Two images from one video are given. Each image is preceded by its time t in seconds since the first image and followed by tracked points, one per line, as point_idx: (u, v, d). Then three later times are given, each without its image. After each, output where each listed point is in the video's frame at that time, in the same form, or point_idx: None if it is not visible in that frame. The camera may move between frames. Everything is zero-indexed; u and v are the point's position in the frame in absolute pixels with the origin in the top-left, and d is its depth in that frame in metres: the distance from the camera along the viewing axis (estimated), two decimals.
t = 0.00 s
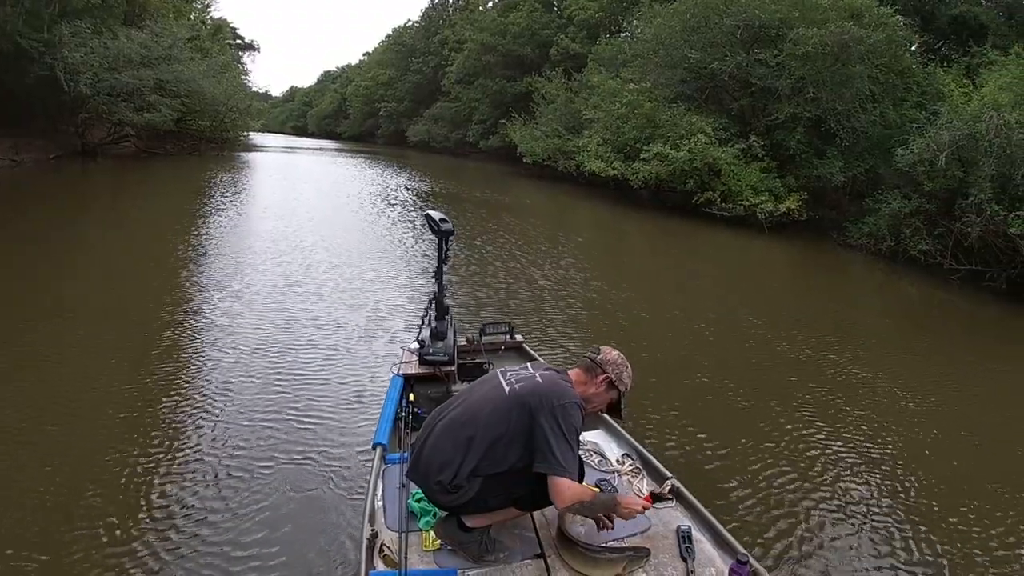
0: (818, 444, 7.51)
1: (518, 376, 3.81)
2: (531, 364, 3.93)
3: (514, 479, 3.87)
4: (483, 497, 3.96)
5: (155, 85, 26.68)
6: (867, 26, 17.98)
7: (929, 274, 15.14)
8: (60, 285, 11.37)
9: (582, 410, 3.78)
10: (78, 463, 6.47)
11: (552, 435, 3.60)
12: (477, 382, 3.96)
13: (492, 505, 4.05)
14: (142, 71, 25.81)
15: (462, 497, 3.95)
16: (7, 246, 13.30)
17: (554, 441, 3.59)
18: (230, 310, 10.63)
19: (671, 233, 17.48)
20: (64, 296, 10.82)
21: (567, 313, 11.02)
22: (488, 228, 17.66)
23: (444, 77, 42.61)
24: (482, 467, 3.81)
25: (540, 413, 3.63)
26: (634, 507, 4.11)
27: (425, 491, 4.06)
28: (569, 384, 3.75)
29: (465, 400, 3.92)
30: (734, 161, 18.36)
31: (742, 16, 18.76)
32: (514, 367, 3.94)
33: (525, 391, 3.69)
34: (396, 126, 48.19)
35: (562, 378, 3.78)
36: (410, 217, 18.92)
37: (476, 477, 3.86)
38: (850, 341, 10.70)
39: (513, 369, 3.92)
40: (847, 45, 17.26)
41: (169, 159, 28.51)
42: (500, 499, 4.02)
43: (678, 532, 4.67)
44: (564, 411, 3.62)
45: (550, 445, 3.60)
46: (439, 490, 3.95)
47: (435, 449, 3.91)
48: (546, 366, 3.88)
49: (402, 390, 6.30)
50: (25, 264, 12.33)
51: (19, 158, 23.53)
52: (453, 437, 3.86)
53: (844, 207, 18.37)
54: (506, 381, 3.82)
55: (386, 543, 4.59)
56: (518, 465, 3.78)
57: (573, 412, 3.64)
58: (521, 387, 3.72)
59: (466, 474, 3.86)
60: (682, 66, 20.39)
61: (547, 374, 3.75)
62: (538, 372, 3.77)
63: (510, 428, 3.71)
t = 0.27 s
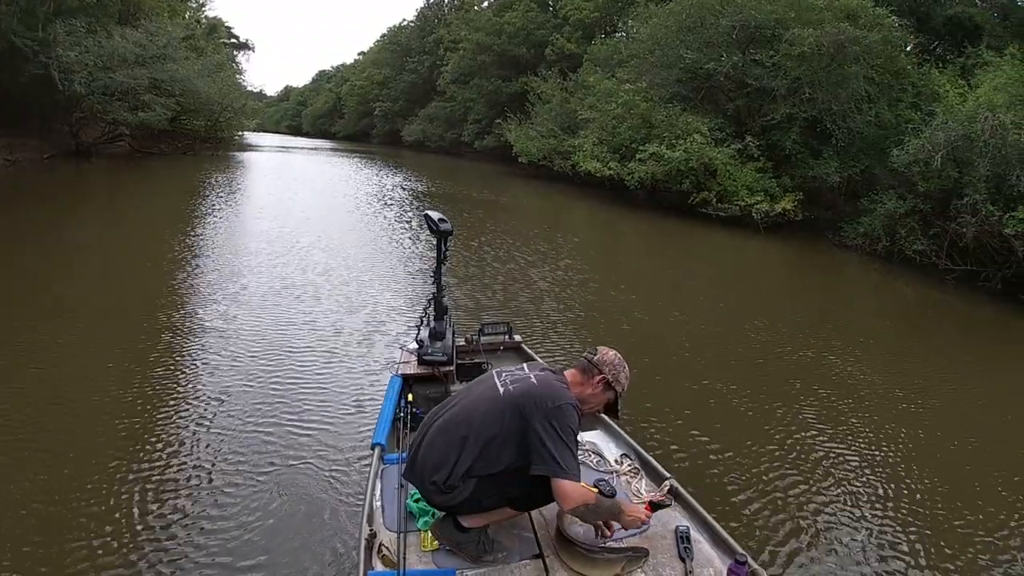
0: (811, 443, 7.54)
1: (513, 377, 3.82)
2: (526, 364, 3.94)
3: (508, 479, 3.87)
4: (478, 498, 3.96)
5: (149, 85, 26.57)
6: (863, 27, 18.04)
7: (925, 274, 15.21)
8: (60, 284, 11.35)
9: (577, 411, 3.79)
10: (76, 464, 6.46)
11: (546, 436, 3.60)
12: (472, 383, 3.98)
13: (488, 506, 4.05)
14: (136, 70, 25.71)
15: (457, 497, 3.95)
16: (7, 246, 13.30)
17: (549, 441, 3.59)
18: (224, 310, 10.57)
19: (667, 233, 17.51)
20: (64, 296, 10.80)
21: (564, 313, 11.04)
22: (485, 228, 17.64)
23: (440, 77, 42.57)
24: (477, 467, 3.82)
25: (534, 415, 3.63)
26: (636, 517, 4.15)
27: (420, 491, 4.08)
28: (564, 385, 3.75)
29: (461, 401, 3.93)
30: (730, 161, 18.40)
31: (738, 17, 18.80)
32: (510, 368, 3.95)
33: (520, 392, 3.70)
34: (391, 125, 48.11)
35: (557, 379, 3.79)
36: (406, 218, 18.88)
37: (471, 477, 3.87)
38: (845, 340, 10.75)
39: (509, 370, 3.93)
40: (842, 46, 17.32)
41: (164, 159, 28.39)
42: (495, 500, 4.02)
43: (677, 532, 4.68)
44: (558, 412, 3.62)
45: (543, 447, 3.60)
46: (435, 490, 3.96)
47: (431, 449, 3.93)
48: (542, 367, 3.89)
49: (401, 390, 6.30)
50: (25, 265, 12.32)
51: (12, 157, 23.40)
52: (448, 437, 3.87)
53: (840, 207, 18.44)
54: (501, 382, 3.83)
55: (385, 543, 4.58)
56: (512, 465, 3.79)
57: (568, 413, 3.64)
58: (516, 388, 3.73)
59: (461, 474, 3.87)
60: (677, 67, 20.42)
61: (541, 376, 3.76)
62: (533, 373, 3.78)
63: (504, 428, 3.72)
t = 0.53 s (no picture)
0: (807, 443, 7.57)
1: (510, 377, 3.82)
2: (524, 365, 3.94)
3: (505, 480, 3.87)
4: (475, 498, 3.96)
5: (145, 84, 26.49)
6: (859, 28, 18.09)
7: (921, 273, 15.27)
8: (60, 285, 11.34)
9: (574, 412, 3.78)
10: (75, 466, 6.44)
11: (542, 437, 3.60)
12: (469, 384, 3.98)
13: (485, 506, 4.05)
14: (132, 70, 25.62)
15: (454, 497, 3.95)
16: (6, 246, 13.29)
17: (545, 442, 3.59)
18: (220, 312, 10.53)
19: (664, 232, 17.54)
20: (64, 296, 10.78)
21: (562, 313, 11.06)
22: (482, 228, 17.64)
23: (436, 76, 42.54)
24: (473, 467, 3.82)
25: (531, 416, 3.63)
26: (636, 520, 4.15)
27: (418, 491, 4.09)
28: (561, 386, 3.75)
29: (458, 401, 3.93)
30: (726, 162, 18.45)
31: (735, 17, 18.83)
32: (507, 368, 3.95)
33: (516, 392, 3.70)
34: (388, 125, 48.05)
35: (555, 379, 3.78)
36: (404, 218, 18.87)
37: (467, 477, 3.86)
38: (842, 340, 10.78)
39: (506, 370, 3.93)
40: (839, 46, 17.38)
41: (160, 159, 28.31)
42: (492, 500, 4.02)
43: (676, 532, 4.68)
44: (555, 413, 3.62)
45: (540, 447, 3.60)
46: (432, 490, 3.97)
47: (429, 449, 3.94)
48: (539, 367, 3.88)
49: (400, 390, 6.30)
50: (25, 265, 12.31)
51: (7, 157, 23.32)
52: (445, 437, 3.88)
53: (836, 207, 18.50)
54: (498, 382, 3.83)
55: (384, 543, 4.58)
56: (509, 465, 3.78)
57: (565, 414, 3.63)
58: (512, 389, 3.72)
59: (458, 474, 3.87)
60: (674, 67, 20.46)
61: (538, 376, 3.75)
62: (530, 374, 3.77)
63: (500, 429, 3.72)
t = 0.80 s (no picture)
0: (806, 442, 7.60)
1: (509, 378, 3.81)
2: (523, 366, 3.94)
3: (504, 480, 3.86)
4: (474, 498, 3.96)
5: (141, 83, 26.40)
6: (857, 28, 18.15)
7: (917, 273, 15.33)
8: (60, 284, 11.33)
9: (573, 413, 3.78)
10: (75, 466, 6.43)
11: (543, 437, 3.60)
12: (468, 384, 3.98)
13: (483, 506, 4.04)
14: (129, 69, 25.53)
15: (453, 497, 3.95)
16: (6, 246, 13.28)
17: (545, 442, 3.59)
18: (215, 311, 10.52)
19: (661, 233, 17.53)
20: (64, 296, 10.77)
21: (561, 314, 11.06)
22: (479, 228, 17.61)
23: (432, 76, 42.50)
24: (472, 467, 3.81)
25: (529, 417, 3.63)
26: (636, 521, 4.17)
27: (417, 491, 4.09)
28: (561, 387, 3.75)
29: (457, 401, 3.92)
30: (723, 162, 18.47)
31: (732, 17, 18.87)
32: (506, 368, 3.95)
33: (515, 393, 3.70)
34: (384, 125, 47.98)
35: (554, 380, 3.78)
36: (401, 218, 18.84)
37: (467, 477, 3.86)
38: (839, 341, 10.81)
39: (505, 371, 3.93)
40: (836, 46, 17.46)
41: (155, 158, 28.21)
42: (491, 500, 4.01)
43: (675, 533, 4.69)
44: (555, 414, 3.62)
45: (539, 448, 3.61)
46: (431, 490, 3.96)
47: (428, 449, 3.93)
48: (539, 368, 3.88)
49: (399, 390, 6.30)
50: (24, 265, 12.30)
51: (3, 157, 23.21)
52: (444, 438, 3.87)
53: (833, 208, 18.55)
54: (497, 383, 3.83)
55: (383, 543, 4.58)
56: (509, 466, 3.78)
57: (565, 414, 3.63)
58: (511, 390, 3.72)
59: (457, 475, 3.87)
60: (671, 67, 20.49)
61: (538, 377, 3.75)
62: (529, 375, 3.77)
63: (500, 429, 3.72)
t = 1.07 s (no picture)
0: (804, 442, 7.62)
1: (508, 378, 3.81)
2: (522, 366, 3.93)
3: (503, 480, 3.85)
4: (473, 498, 3.96)
5: (138, 83, 26.33)
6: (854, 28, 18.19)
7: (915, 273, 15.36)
8: (59, 285, 11.34)
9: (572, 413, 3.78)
10: (75, 466, 6.43)
11: (541, 437, 3.60)
12: (466, 384, 3.97)
13: (483, 506, 4.04)
14: (125, 69, 25.47)
15: (452, 498, 3.95)
16: (6, 246, 13.30)
17: (544, 442, 3.59)
18: (212, 312, 10.52)
19: (658, 233, 17.53)
20: (64, 296, 10.77)
21: (560, 314, 11.06)
22: (476, 228, 17.58)
23: (429, 76, 42.46)
24: (471, 468, 3.81)
25: (528, 417, 3.63)
26: (635, 522, 4.17)
27: (416, 491, 4.09)
28: (560, 387, 3.74)
29: (456, 402, 3.92)
30: (721, 161, 18.49)
31: (730, 16, 18.89)
32: (505, 368, 3.95)
33: (514, 393, 3.69)
34: (381, 124, 47.91)
35: (553, 380, 3.78)
36: (399, 218, 18.82)
37: (465, 478, 3.86)
38: (837, 340, 10.83)
39: (504, 371, 3.93)
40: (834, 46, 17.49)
41: (152, 159, 28.14)
42: (490, 500, 4.01)
43: (675, 533, 4.70)
44: (554, 414, 3.62)
45: (538, 448, 3.60)
46: (430, 491, 3.96)
47: (427, 450, 3.93)
48: (538, 368, 3.88)
49: (399, 390, 6.31)
50: (24, 265, 12.31)
51: None
52: (443, 438, 3.87)
53: (830, 207, 18.57)
54: (496, 383, 3.82)
55: (382, 543, 4.58)
56: (508, 466, 3.77)
57: (564, 415, 3.63)
58: (510, 390, 3.72)
59: (456, 476, 3.87)
60: (669, 66, 20.51)
61: (537, 377, 3.75)
62: (528, 375, 3.77)
63: (499, 429, 3.71)
